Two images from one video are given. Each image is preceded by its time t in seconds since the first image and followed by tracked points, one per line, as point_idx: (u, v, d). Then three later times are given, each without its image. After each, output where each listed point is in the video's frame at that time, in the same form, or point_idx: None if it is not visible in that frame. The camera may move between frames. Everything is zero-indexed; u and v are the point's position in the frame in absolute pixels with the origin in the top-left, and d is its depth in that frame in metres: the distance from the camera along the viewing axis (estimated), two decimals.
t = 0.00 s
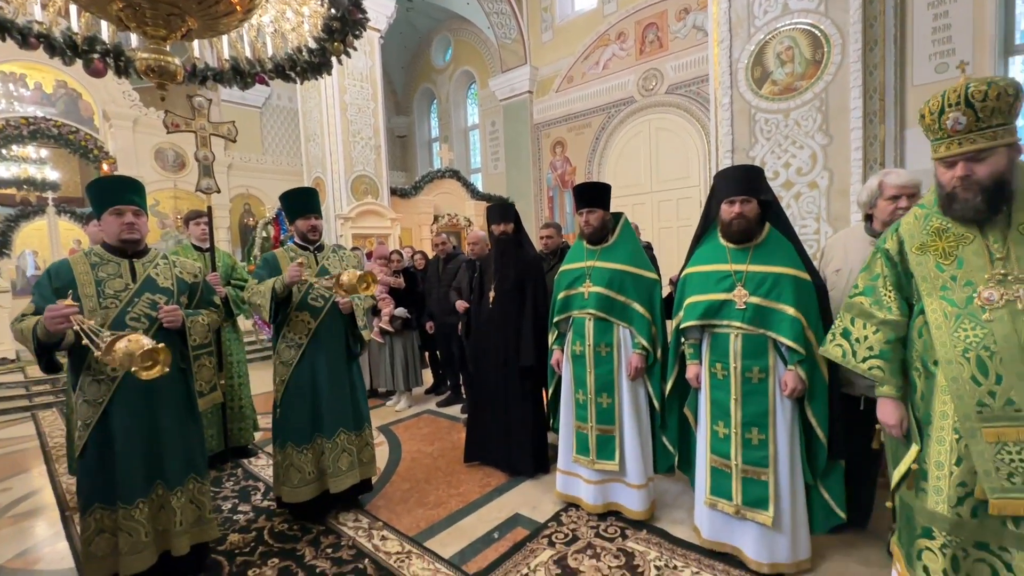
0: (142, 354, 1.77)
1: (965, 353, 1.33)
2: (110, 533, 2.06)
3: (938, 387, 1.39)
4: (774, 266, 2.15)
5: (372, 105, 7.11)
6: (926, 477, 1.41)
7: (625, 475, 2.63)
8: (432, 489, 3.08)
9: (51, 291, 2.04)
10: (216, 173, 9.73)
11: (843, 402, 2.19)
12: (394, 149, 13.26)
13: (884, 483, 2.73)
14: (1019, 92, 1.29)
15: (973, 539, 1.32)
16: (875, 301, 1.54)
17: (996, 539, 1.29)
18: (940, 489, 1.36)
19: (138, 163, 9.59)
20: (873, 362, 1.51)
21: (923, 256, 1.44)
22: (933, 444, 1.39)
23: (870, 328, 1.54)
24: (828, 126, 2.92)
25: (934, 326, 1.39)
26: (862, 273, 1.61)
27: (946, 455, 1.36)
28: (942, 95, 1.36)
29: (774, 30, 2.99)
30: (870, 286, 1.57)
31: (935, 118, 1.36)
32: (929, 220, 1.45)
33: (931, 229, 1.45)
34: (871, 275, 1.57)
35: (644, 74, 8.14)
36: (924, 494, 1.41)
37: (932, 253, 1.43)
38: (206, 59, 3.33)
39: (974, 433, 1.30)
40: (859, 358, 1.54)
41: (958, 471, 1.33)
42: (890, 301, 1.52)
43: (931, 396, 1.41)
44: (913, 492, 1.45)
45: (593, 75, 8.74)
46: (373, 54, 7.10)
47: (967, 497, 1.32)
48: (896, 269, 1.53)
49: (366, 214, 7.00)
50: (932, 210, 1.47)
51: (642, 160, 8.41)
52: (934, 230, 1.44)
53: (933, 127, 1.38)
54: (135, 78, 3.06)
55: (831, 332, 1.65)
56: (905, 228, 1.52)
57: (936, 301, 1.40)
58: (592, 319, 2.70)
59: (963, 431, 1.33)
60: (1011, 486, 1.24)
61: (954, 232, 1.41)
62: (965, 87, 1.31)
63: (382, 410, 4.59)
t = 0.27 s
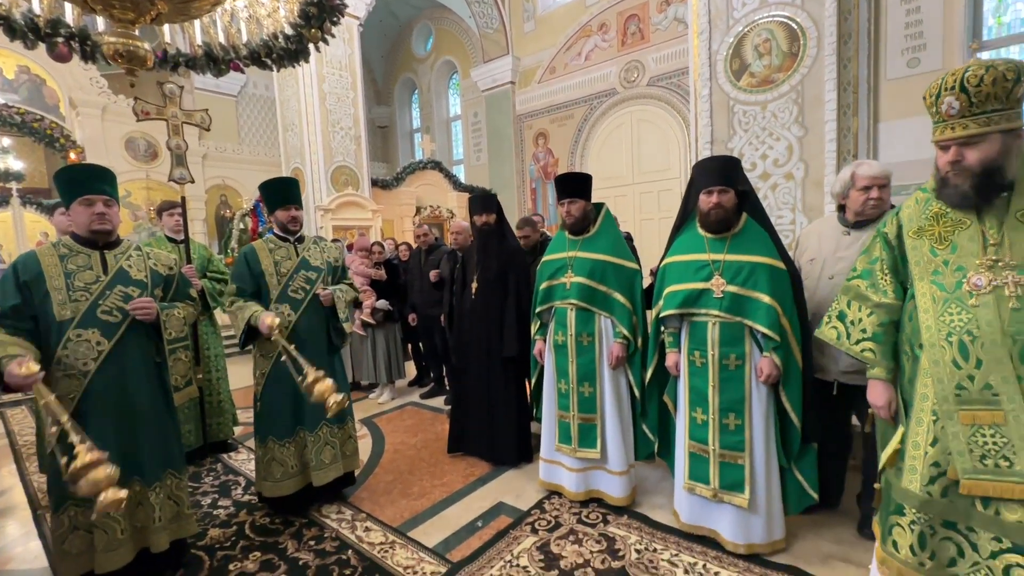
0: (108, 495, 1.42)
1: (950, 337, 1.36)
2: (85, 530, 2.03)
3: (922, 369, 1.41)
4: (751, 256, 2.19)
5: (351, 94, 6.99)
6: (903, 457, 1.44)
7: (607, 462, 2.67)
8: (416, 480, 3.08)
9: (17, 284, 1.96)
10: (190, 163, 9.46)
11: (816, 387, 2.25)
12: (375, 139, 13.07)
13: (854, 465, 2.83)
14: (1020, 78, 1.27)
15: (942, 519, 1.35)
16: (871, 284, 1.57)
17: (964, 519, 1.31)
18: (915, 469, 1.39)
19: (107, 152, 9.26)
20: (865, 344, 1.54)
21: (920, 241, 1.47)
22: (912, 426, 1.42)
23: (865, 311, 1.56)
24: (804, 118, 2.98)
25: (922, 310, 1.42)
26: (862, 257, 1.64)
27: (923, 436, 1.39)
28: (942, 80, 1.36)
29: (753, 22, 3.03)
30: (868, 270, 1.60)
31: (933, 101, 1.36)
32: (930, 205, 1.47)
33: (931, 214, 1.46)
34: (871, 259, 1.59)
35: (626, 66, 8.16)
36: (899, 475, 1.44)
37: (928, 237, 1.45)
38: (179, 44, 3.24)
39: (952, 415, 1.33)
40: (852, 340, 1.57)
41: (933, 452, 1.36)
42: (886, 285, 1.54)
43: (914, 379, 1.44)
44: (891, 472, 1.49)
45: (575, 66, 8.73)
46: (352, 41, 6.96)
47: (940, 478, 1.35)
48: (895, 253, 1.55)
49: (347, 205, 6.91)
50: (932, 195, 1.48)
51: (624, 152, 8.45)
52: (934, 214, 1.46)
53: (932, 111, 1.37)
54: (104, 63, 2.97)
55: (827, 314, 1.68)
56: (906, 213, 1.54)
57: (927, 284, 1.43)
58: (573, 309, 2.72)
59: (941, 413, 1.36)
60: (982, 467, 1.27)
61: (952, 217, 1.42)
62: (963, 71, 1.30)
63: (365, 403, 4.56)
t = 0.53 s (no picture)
0: None
1: (935, 327, 1.38)
2: (49, 535, 1.96)
3: (907, 358, 1.44)
4: (725, 248, 2.24)
5: (327, 85, 6.85)
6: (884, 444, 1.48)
7: (585, 453, 2.71)
8: (396, 474, 3.07)
9: None
10: (159, 155, 9.15)
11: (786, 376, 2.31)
12: (352, 132, 12.85)
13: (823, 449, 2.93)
14: (1015, 67, 1.24)
15: (918, 507, 1.38)
16: (863, 273, 1.59)
17: (939, 508, 1.34)
18: (896, 456, 1.43)
19: (69, 143, 8.88)
20: (854, 332, 1.57)
21: (910, 231, 1.48)
22: (894, 415, 1.46)
23: (856, 300, 1.58)
24: (776, 114, 3.03)
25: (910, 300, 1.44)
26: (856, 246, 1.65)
27: (904, 424, 1.42)
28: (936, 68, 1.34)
29: (727, 18, 3.06)
30: (860, 259, 1.61)
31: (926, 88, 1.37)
32: (923, 195, 1.47)
33: (924, 204, 1.46)
34: (863, 248, 1.61)
35: (604, 60, 8.19)
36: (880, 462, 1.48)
37: (919, 227, 1.46)
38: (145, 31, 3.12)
39: (933, 404, 1.36)
40: (842, 329, 1.60)
41: (913, 440, 1.40)
42: (877, 274, 1.56)
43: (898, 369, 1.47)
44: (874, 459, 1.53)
45: (554, 60, 8.72)
46: (327, 31, 6.81)
47: (919, 467, 1.38)
48: (886, 243, 1.56)
49: (323, 199, 6.79)
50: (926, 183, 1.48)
51: (602, 146, 8.50)
52: (927, 205, 1.46)
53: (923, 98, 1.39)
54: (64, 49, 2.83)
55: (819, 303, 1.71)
56: (900, 203, 1.54)
57: (915, 275, 1.44)
58: (553, 302, 2.74)
59: (923, 403, 1.39)
60: (959, 457, 1.30)
61: (944, 208, 1.42)
62: (959, 61, 1.28)
63: (344, 399, 4.52)
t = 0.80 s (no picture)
0: None
1: (908, 323, 1.36)
2: (8, 545, 1.88)
3: (878, 352, 1.42)
4: (695, 243, 2.29)
5: (298, 78, 6.69)
6: (854, 435, 1.45)
7: (560, 447, 2.74)
8: (372, 472, 3.05)
9: None
10: (121, 149, 8.79)
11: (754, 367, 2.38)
12: (326, 127, 12.60)
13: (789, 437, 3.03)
14: (1003, 61, 1.23)
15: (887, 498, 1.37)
16: (837, 267, 1.57)
17: (908, 497, 1.33)
18: (866, 447, 1.41)
19: (22, 136, 8.45)
20: (827, 325, 1.56)
21: (885, 225, 1.46)
22: (864, 407, 1.43)
23: (830, 293, 1.57)
24: (744, 112, 3.09)
25: (884, 295, 1.43)
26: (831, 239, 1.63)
27: (875, 417, 1.40)
28: (926, 58, 1.33)
29: (697, 17, 3.11)
30: (836, 252, 1.59)
31: (911, 81, 1.34)
32: (899, 189, 1.45)
33: (899, 198, 1.45)
34: (838, 241, 1.58)
35: (579, 57, 8.22)
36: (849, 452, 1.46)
37: (894, 222, 1.44)
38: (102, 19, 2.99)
39: (905, 398, 1.35)
40: (817, 321, 1.59)
41: (884, 432, 1.38)
42: (851, 268, 1.54)
43: (869, 362, 1.45)
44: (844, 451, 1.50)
45: (530, 56, 8.72)
46: (298, 23, 6.65)
47: (889, 458, 1.36)
48: (861, 237, 1.54)
49: (295, 194, 6.64)
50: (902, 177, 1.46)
51: (578, 143, 8.55)
52: (902, 199, 1.44)
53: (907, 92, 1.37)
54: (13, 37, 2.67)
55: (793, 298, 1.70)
56: (875, 197, 1.52)
57: (889, 270, 1.43)
58: (528, 297, 2.75)
59: (895, 396, 1.37)
60: (930, 448, 1.29)
61: (919, 203, 1.40)
62: (948, 51, 1.27)
63: (318, 398, 4.45)
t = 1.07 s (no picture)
0: None
1: (876, 327, 1.41)
2: None
3: (845, 357, 1.48)
4: (656, 240, 2.34)
5: (261, 72, 6.50)
6: (825, 442, 1.51)
7: (529, 443, 2.76)
8: (339, 474, 3.01)
9: None
10: (70, 143, 8.35)
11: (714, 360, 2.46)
12: (291, 122, 12.29)
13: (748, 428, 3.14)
14: (967, 63, 1.32)
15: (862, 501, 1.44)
16: (794, 270, 1.60)
17: (881, 502, 1.40)
18: (838, 453, 1.47)
19: None
20: (788, 329, 1.59)
21: (845, 229, 1.50)
22: (835, 413, 1.49)
23: (789, 297, 1.60)
24: (705, 112, 3.18)
25: (849, 299, 1.47)
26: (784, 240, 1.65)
27: (847, 423, 1.46)
28: (896, 53, 1.36)
29: (660, 18, 3.18)
30: (791, 254, 1.62)
31: (886, 76, 1.35)
32: (855, 191, 1.50)
33: (855, 201, 1.50)
34: (794, 244, 1.61)
35: (549, 56, 8.27)
36: (822, 458, 1.52)
37: (853, 225, 1.49)
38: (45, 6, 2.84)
39: (875, 402, 1.40)
40: (776, 325, 1.61)
41: (855, 438, 1.44)
42: (808, 271, 1.58)
43: (837, 367, 1.50)
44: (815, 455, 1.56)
45: (499, 54, 8.71)
46: (260, 14, 6.46)
47: (862, 463, 1.43)
48: (818, 239, 1.58)
49: (258, 191, 6.45)
50: (857, 180, 1.51)
51: (548, 141, 8.60)
52: (858, 202, 1.49)
53: (881, 87, 1.37)
54: None
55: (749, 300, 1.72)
56: (830, 198, 1.55)
57: (852, 274, 1.47)
58: (495, 295, 2.76)
59: (865, 401, 1.43)
60: (902, 451, 1.36)
61: (876, 205, 1.46)
62: (923, 46, 1.31)
63: (284, 400, 4.36)
